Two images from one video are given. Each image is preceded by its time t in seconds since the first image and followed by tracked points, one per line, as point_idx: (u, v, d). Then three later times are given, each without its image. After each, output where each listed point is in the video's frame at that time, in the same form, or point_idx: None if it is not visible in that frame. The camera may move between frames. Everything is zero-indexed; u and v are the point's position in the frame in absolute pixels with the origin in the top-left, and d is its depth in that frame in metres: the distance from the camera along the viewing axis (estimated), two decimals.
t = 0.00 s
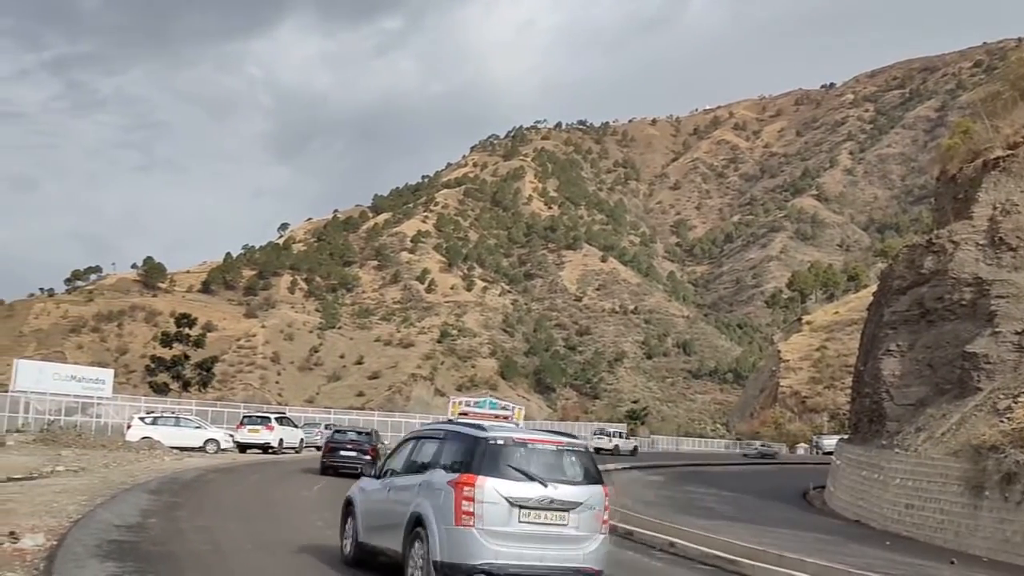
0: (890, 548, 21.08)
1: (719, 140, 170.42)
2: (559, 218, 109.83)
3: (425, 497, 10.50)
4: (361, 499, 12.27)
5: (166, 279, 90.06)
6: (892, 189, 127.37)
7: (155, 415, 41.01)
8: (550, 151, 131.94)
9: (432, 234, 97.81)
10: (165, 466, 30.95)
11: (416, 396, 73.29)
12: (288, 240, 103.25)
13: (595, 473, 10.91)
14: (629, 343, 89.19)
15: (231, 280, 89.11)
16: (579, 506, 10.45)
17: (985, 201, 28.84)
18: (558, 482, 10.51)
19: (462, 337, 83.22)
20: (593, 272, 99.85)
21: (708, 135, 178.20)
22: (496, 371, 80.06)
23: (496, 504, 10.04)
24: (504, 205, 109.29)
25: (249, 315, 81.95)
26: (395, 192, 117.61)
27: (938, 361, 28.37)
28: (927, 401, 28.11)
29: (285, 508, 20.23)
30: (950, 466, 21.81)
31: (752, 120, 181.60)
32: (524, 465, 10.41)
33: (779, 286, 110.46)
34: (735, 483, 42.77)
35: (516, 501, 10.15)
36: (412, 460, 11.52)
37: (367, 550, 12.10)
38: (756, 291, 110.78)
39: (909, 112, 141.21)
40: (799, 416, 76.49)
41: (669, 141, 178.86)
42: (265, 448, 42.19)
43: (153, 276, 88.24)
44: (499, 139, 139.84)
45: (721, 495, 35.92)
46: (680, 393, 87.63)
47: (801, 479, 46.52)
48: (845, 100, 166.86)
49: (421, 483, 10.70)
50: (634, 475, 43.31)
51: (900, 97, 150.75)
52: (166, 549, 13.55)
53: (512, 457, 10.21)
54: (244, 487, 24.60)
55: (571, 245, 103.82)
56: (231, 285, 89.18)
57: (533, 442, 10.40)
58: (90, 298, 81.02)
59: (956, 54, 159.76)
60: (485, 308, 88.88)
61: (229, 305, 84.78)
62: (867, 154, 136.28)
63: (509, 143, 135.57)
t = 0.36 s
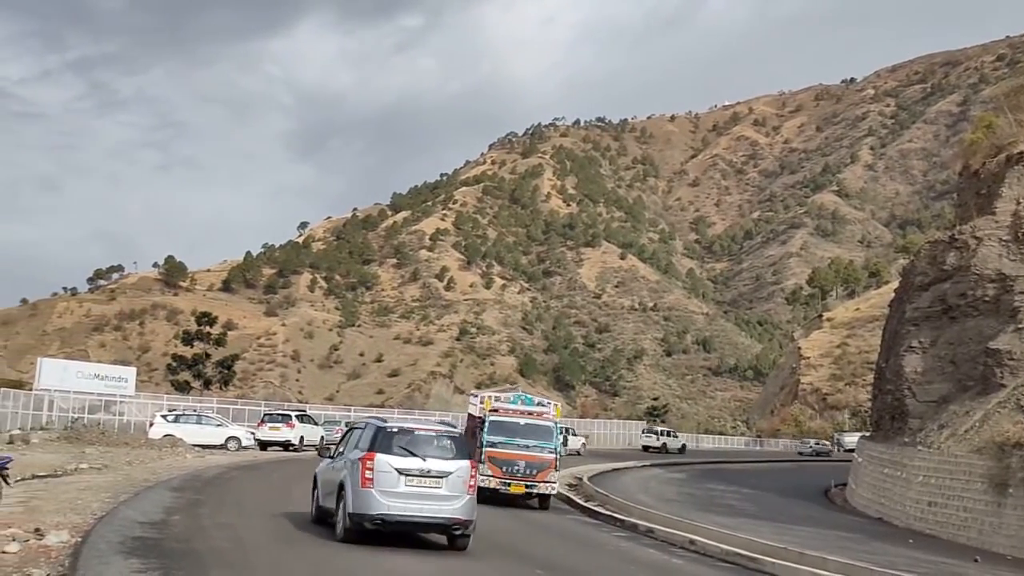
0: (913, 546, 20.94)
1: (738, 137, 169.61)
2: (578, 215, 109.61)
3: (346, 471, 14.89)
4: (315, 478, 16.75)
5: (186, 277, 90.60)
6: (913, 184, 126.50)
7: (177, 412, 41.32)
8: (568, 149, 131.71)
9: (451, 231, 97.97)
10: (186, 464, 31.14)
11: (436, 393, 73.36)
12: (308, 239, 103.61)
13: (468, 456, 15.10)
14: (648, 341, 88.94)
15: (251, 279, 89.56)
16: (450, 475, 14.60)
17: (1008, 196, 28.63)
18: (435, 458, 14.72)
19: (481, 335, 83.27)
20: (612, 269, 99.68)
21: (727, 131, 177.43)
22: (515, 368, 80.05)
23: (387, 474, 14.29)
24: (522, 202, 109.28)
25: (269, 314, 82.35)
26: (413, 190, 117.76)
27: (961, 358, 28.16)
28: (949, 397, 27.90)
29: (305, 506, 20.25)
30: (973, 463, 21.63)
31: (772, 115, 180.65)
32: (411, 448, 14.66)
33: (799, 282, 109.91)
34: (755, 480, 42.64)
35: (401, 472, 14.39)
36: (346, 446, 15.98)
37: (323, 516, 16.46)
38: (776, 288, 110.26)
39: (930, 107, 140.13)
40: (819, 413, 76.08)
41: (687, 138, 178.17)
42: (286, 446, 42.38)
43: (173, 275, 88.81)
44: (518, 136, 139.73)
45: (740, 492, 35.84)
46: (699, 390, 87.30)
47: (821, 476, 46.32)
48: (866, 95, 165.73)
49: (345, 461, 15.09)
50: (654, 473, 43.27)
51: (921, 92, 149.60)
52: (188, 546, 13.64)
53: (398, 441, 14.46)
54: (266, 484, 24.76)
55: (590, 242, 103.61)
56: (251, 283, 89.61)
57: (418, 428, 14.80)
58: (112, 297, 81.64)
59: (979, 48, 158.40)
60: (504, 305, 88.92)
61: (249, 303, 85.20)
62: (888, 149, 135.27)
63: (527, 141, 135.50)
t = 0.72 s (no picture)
0: (930, 543, 20.86)
1: (754, 133, 168.96)
2: (593, 213, 109.44)
3: (328, 453, 19.57)
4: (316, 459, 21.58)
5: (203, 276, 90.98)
6: (931, 180, 125.79)
7: (194, 410, 41.51)
8: (583, 146, 131.52)
9: (466, 229, 98.03)
10: (203, 461, 31.29)
11: (451, 391, 73.45)
12: (323, 237, 103.89)
13: (419, 444, 19.49)
14: (664, 338, 88.68)
15: (267, 277, 89.88)
16: (401, 458, 18.96)
17: None
18: (392, 445, 19.19)
19: (497, 332, 83.30)
20: (627, 266, 99.47)
21: (742, 128, 176.79)
22: (530, 366, 80.06)
23: (353, 456, 18.90)
24: (537, 200, 109.27)
25: (286, 312, 82.66)
26: (428, 187, 117.85)
27: (979, 354, 27.98)
28: (968, 394, 27.73)
29: (321, 503, 20.25)
30: (992, 460, 21.49)
31: (787, 112, 179.86)
32: (373, 435, 19.19)
33: (815, 279, 109.50)
34: (771, 478, 42.52)
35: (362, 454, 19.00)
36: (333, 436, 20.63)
37: (318, 486, 21.30)
38: (792, 285, 109.89)
39: (948, 102, 139.27)
40: (836, 409, 75.91)
41: (703, 134, 177.62)
42: (302, 444, 42.54)
43: (190, 274, 89.22)
44: (532, 134, 139.62)
45: (756, 490, 35.78)
46: (716, 387, 87.05)
47: (839, 474, 46.02)
48: (883, 90, 164.85)
49: (328, 447, 19.76)
50: (670, 470, 43.20)
51: (939, 87, 148.65)
52: (205, 542, 13.73)
53: (362, 433, 18.97)
54: (283, 482, 24.83)
55: (605, 240, 103.46)
56: (267, 281, 89.97)
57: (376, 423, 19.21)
58: (130, 295, 82.07)
59: (997, 42, 157.26)
60: (519, 303, 88.95)
61: (265, 301, 85.52)
62: (905, 145, 134.50)
63: (542, 138, 135.41)
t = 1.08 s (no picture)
0: (955, 537, 20.75)
1: (775, 127, 168.08)
2: (614, 207, 109.17)
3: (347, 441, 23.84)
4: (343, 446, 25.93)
5: (225, 273, 91.51)
6: (954, 172, 124.76)
7: (218, 407, 41.79)
8: (603, 141, 131.28)
9: (486, 225, 98.09)
10: (227, 457, 31.51)
11: (472, 386, 73.53)
12: (344, 234, 104.22)
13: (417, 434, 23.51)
14: (685, 333, 88.35)
15: (289, 274, 90.34)
16: (401, 445, 23.08)
17: None
18: (395, 435, 23.27)
19: (518, 328, 83.30)
20: (648, 261, 99.16)
21: (763, 121, 175.88)
22: (552, 361, 80.11)
23: (363, 443, 23.02)
24: (558, 195, 109.22)
25: (307, 308, 83.07)
26: (448, 184, 117.98)
27: (1004, 348, 27.78)
28: (992, 388, 27.51)
29: (344, 498, 20.37)
30: (1018, 454, 21.30)
31: (809, 105, 178.75)
32: (381, 426, 23.31)
33: (838, 273, 108.86)
34: (794, 473, 42.33)
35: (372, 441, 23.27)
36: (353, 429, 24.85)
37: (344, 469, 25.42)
38: (814, 279, 109.34)
39: (971, 94, 138.05)
40: (859, 404, 76.47)
41: (723, 128, 176.87)
42: (325, 440, 42.74)
43: (213, 271, 89.78)
44: (552, 129, 139.49)
45: (779, 485, 35.69)
46: (738, 381, 86.68)
47: (864, 469, 45.75)
48: (905, 83, 163.57)
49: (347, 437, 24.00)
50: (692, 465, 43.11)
51: (962, 79, 147.31)
52: (231, 538, 13.83)
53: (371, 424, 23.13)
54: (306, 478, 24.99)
55: (626, 234, 103.18)
56: (289, 278, 90.43)
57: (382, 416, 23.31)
58: (153, 293, 82.70)
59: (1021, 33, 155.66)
60: (540, 298, 88.95)
61: (287, 298, 85.94)
62: (928, 137, 133.41)
63: (562, 133, 135.29)
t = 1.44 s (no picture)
0: (980, 532, 20.63)
1: (797, 120, 167.12)
2: (634, 202, 108.91)
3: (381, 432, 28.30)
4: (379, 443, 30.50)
5: (247, 270, 92.02)
6: (978, 164, 123.63)
7: (241, 403, 42.07)
8: (623, 135, 130.97)
9: (506, 221, 98.12)
10: (250, 453, 31.74)
11: (494, 381, 73.64)
12: (365, 230, 104.50)
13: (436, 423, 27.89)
14: (706, 327, 87.94)
15: (310, 271, 90.79)
16: (423, 434, 27.50)
17: None
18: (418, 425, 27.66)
19: (539, 324, 83.30)
20: (669, 255, 98.77)
21: (784, 115, 174.96)
22: (572, 357, 80.24)
23: (391, 432, 27.48)
24: (578, 189, 109.18)
25: (329, 305, 83.40)
26: (468, 180, 118.08)
27: None
28: (1018, 381, 27.30)
29: (369, 494, 20.48)
30: None
31: (830, 97, 177.57)
32: (407, 419, 27.77)
33: (860, 266, 108.18)
34: (817, 468, 42.14)
35: (398, 432, 27.85)
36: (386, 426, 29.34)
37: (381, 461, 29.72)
38: (836, 273, 108.79)
39: (995, 85, 136.72)
40: (884, 399, 75.80)
41: (744, 122, 176.06)
42: (347, 436, 42.92)
43: (234, 269, 90.28)
44: (572, 124, 139.29)
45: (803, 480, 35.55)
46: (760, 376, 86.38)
47: (889, 464, 45.43)
48: (928, 74, 162.20)
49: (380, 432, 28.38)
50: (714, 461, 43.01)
51: (985, 70, 145.86)
52: (255, 534, 13.91)
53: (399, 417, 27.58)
54: (328, 473, 25.17)
55: (646, 229, 102.85)
56: (311, 275, 90.88)
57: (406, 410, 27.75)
58: (176, 290, 83.32)
59: None
60: (560, 294, 88.90)
61: (310, 295, 86.33)
62: (951, 129, 132.28)
63: (582, 128, 135.06)
